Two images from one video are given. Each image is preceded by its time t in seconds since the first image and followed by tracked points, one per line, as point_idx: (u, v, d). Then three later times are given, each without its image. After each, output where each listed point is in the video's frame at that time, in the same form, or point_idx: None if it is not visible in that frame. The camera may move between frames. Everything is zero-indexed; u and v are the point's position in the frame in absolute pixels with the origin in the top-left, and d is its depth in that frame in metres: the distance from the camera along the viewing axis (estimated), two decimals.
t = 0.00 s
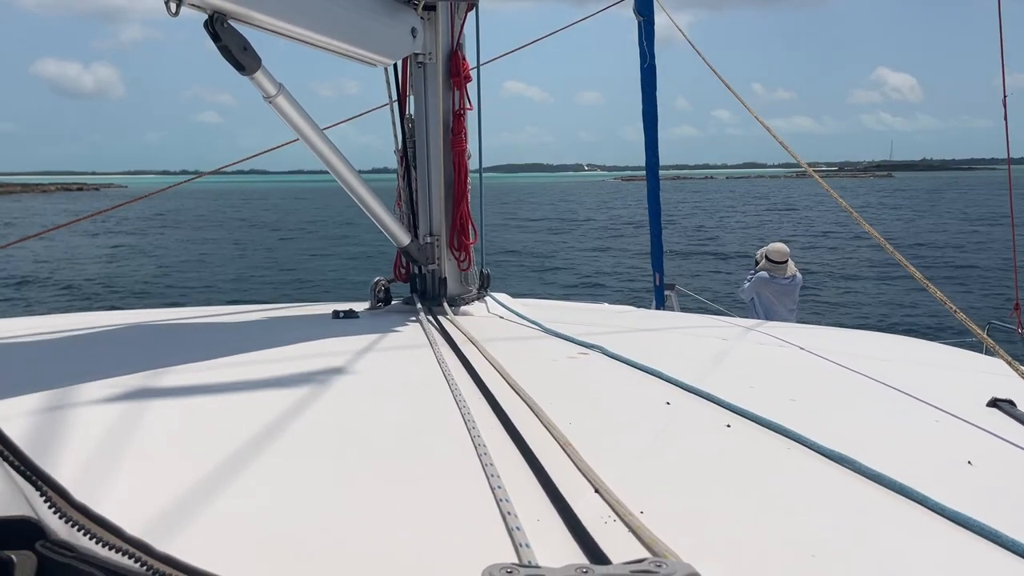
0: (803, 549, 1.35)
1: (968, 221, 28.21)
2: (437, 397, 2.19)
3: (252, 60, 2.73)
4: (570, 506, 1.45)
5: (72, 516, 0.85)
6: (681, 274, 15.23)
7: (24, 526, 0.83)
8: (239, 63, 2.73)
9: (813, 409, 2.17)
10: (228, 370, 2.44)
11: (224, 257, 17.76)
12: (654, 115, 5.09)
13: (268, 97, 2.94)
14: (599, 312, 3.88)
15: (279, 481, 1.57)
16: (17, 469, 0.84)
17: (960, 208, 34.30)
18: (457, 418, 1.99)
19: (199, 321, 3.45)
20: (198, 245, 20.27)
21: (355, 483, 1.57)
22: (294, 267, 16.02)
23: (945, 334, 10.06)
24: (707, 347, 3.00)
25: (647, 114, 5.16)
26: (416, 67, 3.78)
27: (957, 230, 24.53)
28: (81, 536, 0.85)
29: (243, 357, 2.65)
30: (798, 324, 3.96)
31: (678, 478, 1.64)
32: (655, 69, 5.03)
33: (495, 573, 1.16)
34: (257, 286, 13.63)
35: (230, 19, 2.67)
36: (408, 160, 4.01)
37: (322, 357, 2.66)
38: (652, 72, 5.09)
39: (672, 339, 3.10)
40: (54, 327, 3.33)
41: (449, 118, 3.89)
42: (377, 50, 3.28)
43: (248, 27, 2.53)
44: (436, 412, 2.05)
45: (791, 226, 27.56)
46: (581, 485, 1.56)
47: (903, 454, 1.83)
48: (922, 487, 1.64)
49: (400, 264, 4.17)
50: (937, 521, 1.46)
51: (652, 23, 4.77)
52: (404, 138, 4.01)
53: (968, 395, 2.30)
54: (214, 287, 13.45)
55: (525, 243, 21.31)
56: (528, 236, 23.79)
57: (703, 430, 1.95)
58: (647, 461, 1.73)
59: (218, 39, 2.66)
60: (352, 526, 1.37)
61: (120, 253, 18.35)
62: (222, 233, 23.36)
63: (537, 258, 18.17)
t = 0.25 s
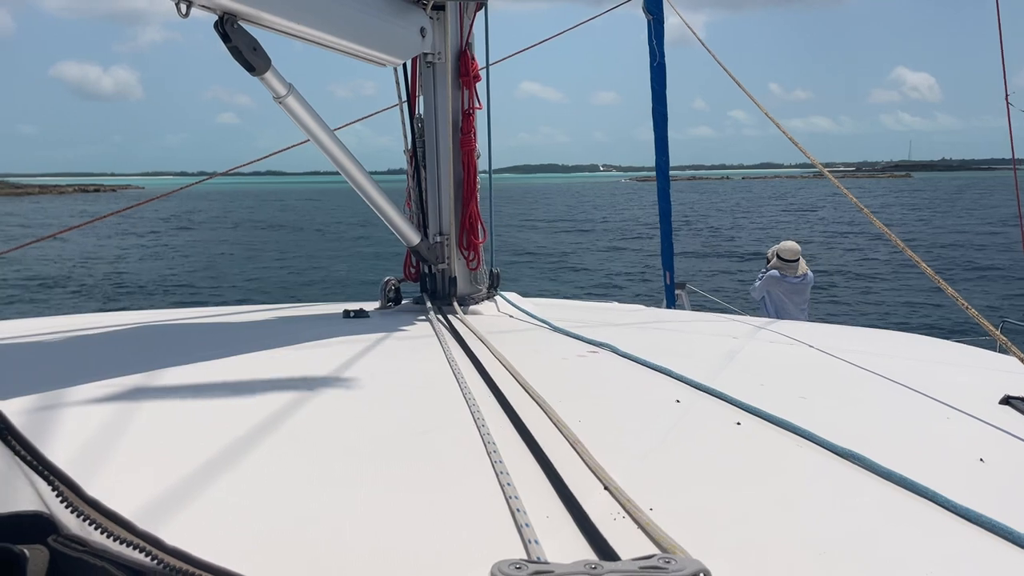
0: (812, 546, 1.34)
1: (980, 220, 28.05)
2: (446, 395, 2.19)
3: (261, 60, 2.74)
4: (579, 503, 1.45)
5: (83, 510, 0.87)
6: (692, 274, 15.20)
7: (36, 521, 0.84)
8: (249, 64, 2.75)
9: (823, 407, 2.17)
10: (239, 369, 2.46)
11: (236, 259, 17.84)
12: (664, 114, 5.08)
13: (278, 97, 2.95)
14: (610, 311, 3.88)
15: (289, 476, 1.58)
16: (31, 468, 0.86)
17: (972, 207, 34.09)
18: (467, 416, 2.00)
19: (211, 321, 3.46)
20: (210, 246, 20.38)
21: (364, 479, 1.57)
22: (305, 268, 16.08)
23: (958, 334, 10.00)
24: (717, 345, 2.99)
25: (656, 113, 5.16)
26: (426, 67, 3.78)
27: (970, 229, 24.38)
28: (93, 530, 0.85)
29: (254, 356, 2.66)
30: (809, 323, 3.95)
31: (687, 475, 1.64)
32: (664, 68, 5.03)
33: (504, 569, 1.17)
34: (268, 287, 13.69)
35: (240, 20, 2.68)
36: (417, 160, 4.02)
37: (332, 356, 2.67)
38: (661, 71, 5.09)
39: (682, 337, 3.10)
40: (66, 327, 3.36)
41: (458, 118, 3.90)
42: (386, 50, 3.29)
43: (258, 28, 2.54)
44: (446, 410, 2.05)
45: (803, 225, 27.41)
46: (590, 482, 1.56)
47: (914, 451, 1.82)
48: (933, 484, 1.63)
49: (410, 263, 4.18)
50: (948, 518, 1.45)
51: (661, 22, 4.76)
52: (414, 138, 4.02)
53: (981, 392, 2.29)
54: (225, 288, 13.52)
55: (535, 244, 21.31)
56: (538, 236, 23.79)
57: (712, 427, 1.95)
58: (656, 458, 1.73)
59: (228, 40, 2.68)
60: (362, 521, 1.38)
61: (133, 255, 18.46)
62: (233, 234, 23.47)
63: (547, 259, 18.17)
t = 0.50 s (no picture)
0: (819, 544, 1.35)
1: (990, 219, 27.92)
2: (454, 394, 2.21)
3: (270, 61, 2.76)
4: (586, 501, 1.46)
5: (99, 506, 0.87)
6: (699, 274, 15.18)
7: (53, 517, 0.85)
8: (258, 64, 2.76)
9: (830, 405, 2.17)
10: (248, 369, 2.48)
11: (244, 259, 17.91)
12: (671, 113, 5.08)
13: (286, 98, 2.97)
14: (617, 310, 3.88)
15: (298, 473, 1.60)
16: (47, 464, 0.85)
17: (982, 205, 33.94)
18: (475, 415, 2.01)
19: (220, 321, 3.49)
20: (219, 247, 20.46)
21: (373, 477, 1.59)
22: (313, 268, 16.13)
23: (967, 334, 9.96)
24: (724, 344, 2.99)
25: (663, 112, 5.16)
26: (433, 67, 3.80)
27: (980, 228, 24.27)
28: (109, 526, 0.86)
29: (263, 355, 2.68)
30: (817, 322, 3.94)
31: (694, 473, 1.65)
32: (671, 67, 5.03)
33: (512, 566, 1.18)
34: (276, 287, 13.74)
35: (249, 22, 2.70)
36: (425, 160, 4.03)
37: (340, 355, 2.68)
38: (668, 69, 5.09)
39: (690, 336, 3.10)
40: (75, 327, 3.37)
41: (465, 118, 3.91)
42: (394, 50, 3.30)
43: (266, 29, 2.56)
44: (454, 408, 2.07)
45: (811, 224, 27.32)
46: (598, 480, 1.57)
47: (922, 449, 1.82)
48: (940, 482, 1.63)
49: (418, 263, 4.19)
50: (954, 516, 1.45)
51: (669, 21, 4.76)
52: (421, 138, 4.04)
53: (989, 391, 2.28)
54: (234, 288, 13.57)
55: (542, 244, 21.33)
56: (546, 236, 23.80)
57: (719, 425, 1.96)
58: (664, 456, 1.74)
59: (237, 41, 2.69)
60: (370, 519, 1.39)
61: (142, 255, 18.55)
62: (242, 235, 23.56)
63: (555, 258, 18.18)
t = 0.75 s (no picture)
0: (828, 538, 1.36)
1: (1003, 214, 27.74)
2: (465, 390, 2.23)
3: (281, 61, 2.78)
4: (598, 495, 1.48)
5: (122, 500, 0.89)
6: (709, 270, 15.17)
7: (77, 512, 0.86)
8: (269, 64, 2.78)
9: (841, 401, 2.18)
10: (261, 365, 2.50)
11: (255, 257, 17.99)
12: (680, 109, 5.08)
13: (298, 97, 2.99)
14: (627, 307, 3.90)
15: (311, 470, 1.62)
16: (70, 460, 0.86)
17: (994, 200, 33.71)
18: (487, 411, 2.03)
19: (232, 318, 3.51)
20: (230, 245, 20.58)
21: (385, 473, 1.61)
22: (323, 266, 16.19)
23: (979, 330, 9.92)
24: (735, 340, 3.00)
25: (672, 109, 5.16)
26: (443, 65, 3.81)
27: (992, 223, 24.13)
28: (131, 520, 0.88)
29: (275, 352, 2.70)
30: (827, 317, 3.94)
31: (704, 469, 1.66)
32: (680, 63, 5.03)
33: (526, 561, 1.20)
34: (287, 285, 13.80)
35: (260, 21, 2.72)
36: (435, 158, 4.05)
37: (352, 352, 2.71)
38: (678, 66, 5.08)
39: (700, 332, 3.11)
40: (90, 325, 3.41)
41: (475, 115, 3.93)
42: (403, 48, 3.32)
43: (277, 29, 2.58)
44: (466, 405, 2.08)
45: (821, 220, 27.21)
46: (609, 475, 1.59)
47: (931, 445, 1.83)
48: (950, 477, 1.64)
49: (428, 260, 4.21)
50: (966, 511, 1.46)
51: (678, 17, 4.76)
52: (431, 136, 4.06)
53: (1001, 386, 2.28)
54: (245, 286, 13.64)
55: (552, 241, 21.35)
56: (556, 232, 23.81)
57: (730, 421, 1.97)
58: (675, 453, 1.75)
59: (249, 41, 2.71)
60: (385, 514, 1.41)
61: (154, 253, 18.67)
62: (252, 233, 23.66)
63: (565, 255, 18.18)
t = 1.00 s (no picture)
0: (844, 533, 1.36)
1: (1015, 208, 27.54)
2: (478, 385, 2.23)
3: (292, 57, 2.78)
4: (612, 490, 1.48)
5: (142, 495, 0.90)
6: (719, 265, 15.13)
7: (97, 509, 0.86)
8: (280, 60, 2.79)
9: (854, 396, 2.17)
10: (274, 361, 2.51)
11: (264, 252, 18.04)
12: (691, 103, 5.07)
13: (309, 93, 3.00)
14: (638, 301, 3.89)
15: (325, 465, 1.62)
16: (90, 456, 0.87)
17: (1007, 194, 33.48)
18: (499, 406, 2.03)
19: (244, 314, 3.52)
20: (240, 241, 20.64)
21: (398, 468, 1.61)
22: (333, 262, 16.23)
23: (992, 324, 9.87)
24: (747, 335, 2.99)
25: (683, 103, 5.14)
26: (453, 60, 3.81)
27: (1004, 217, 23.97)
28: (151, 514, 0.89)
29: (288, 348, 2.71)
30: (839, 311, 3.93)
31: (718, 465, 1.66)
32: (690, 57, 5.01)
33: (541, 555, 1.20)
34: (297, 281, 13.84)
35: (271, 17, 2.72)
36: (445, 153, 4.05)
37: (363, 348, 2.71)
38: (688, 59, 5.07)
39: (711, 327, 3.10)
40: (104, 321, 3.43)
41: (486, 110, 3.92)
42: (414, 43, 3.32)
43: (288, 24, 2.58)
44: (479, 400, 2.09)
45: (832, 215, 27.05)
46: (623, 470, 1.59)
47: (946, 439, 1.82)
48: (966, 472, 1.63)
49: (439, 256, 4.22)
50: (982, 506, 1.46)
51: (688, 11, 4.74)
52: (442, 131, 4.05)
53: (1017, 380, 2.27)
54: (255, 282, 13.69)
55: (561, 236, 21.33)
56: (565, 227, 23.79)
57: (744, 416, 1.96)
58: (689, 448, 1.75)
59: (260, 37, 2.72)
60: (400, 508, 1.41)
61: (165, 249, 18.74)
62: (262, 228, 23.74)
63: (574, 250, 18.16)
